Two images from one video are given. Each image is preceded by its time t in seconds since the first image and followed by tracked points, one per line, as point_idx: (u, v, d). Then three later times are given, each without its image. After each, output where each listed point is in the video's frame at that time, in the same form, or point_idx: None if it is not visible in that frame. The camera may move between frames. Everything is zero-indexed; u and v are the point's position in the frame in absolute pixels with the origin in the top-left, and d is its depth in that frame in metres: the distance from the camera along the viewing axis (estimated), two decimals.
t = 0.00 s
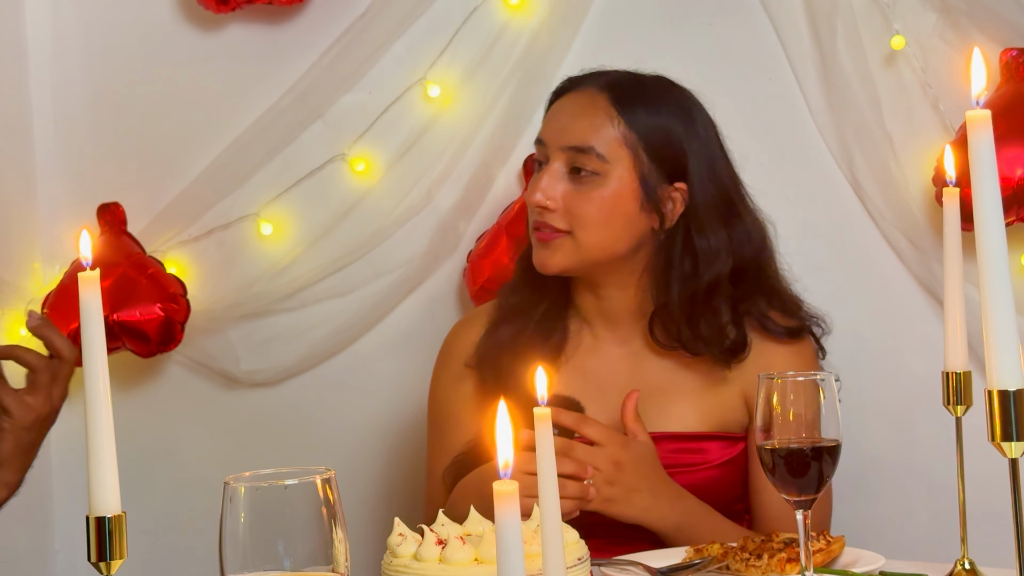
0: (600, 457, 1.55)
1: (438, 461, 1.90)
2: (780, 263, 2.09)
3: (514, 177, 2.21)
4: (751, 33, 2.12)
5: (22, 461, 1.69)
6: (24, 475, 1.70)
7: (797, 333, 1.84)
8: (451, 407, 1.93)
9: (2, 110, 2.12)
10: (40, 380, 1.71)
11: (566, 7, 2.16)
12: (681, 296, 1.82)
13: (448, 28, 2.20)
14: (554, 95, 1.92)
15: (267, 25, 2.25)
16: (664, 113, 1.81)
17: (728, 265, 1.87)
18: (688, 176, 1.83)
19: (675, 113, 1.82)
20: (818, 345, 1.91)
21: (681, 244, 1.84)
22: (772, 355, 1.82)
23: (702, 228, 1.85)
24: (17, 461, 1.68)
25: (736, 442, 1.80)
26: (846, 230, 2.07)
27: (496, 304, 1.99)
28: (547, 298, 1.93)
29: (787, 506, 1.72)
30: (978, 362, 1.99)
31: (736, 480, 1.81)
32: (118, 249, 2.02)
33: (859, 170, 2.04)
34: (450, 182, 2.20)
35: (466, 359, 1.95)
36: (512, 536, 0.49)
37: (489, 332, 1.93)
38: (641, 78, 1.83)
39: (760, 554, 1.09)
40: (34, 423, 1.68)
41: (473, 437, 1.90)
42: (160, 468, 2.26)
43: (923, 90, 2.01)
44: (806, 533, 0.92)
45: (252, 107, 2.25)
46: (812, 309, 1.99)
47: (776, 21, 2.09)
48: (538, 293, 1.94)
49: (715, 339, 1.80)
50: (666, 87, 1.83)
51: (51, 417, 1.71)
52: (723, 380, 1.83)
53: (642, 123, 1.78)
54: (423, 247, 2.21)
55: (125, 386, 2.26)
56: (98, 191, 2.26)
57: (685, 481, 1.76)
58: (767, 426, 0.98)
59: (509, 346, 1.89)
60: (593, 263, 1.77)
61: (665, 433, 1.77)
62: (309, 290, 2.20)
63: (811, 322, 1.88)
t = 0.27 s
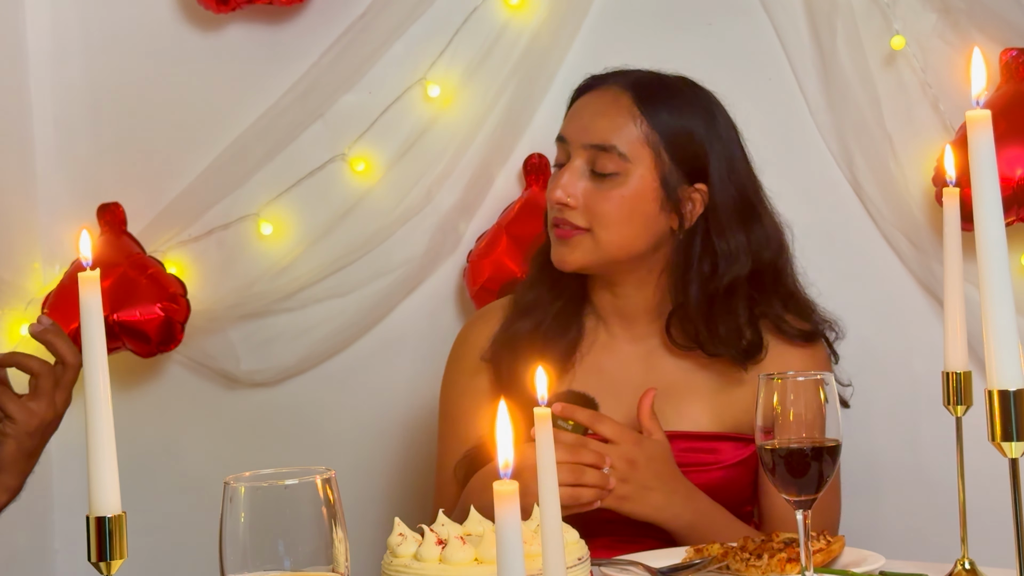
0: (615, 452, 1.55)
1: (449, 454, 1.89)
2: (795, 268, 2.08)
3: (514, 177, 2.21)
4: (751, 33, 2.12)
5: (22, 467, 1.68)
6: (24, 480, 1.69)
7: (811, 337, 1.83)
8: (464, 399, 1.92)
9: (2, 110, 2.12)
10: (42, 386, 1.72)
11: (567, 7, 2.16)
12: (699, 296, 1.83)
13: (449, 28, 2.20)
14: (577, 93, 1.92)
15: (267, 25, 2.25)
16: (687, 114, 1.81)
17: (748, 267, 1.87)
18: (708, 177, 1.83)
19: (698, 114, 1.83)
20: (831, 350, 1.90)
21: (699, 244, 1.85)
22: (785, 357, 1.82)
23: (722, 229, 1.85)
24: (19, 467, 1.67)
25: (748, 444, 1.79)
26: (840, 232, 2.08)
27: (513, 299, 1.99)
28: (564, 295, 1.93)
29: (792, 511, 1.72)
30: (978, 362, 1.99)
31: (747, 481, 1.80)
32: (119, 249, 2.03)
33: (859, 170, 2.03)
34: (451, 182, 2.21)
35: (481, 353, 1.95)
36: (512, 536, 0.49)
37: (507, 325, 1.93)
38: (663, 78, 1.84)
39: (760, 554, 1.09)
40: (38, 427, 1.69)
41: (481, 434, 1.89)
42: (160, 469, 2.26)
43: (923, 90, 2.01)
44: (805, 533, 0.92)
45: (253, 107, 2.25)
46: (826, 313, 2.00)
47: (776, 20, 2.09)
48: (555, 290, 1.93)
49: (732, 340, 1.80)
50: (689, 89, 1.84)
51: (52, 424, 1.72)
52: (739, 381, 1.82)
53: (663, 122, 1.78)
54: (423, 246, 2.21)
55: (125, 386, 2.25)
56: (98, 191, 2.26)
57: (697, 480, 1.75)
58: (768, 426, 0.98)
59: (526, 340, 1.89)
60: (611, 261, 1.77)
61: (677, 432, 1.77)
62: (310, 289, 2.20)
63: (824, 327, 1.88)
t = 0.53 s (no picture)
0: (619, 452, 1.54)
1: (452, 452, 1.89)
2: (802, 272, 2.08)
3: (514, 177, 2.21)
4: (751, 33, 2.12)
5: (21, 467, 1.67)
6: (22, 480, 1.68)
7: (815, 338, 1.83)
8: (466, 397, 1.92)
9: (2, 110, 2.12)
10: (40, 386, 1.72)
11: (567, 7, 2.16)
12: (705, 298, 1.82)
13: (449, 28, 2.20)
14: (582, 94, 1.92)
15: (267, 25, 2.25)
16: (693, 115, 1.81)
17: (753, 268, 1.87)
18: (713, 179, 1.83)
19: (703, 116, 1.83)
20: (834, 351, 1.91)
21: (704, 246, 1.85)
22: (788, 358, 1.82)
23: (727, 231, 1.85)
24: (18, 467, 1.67)
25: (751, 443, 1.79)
26: (834, 231, 2.08)
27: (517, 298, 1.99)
28: (570, 295, 1.93)
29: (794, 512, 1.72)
30: (979, 362, 1.99)
31: (749, 481, 1.80)
32: (119, 249, 2.03)
33: (859, 170, 2.03)
34: (451, 182, 2.21)
35: (485, 351, 1.94)
36: (512, 536, 0.49)
37: (512, 323, 1.93)
38: (669, 80, 1.84)
39: (760, 554, 1.09)
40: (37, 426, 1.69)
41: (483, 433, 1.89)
42: (159, 468, 2.26)
43: (923, 90, 2.01)
44: (805, 533, 0.92)
45: (253, 107, 2.25)
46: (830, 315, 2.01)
47: (776, 20, 2.09)
48: (560, 289, 1.93)
49: (738, 340, 1.80)
50: (696, 90, 1.84)
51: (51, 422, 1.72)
52: (743, 381, 1.83)
53: (669, 124, 1.79)
54: (423, 246, 2.21)
55: (125, 386, 2.25)
56: (98, 191, 2.26)
57: (700, 480, 1.75)
58: (768, 426, 0.98)
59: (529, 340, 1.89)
60: (615, 263, 1.76)
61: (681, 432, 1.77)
62: (310, 289, 2.20)
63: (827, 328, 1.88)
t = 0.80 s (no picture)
0: (610, 448, 1.55)
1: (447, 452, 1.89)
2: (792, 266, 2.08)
3: (514, 176, 2.21)
4: (751, 33, 2.12)
5: (21, 466, 1.67)
6: (23, 479, 1.68)
7: (810, 337, 1.84)
8: (462, 398, 1.92)
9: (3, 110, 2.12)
10: (43, 385, 1.73)
11: (567, 7, 2.17)
12: (698, 298, 1.83)
13: (448, 28, 2.20)
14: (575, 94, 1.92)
15: (267, 25, 2.25)
16: (685, 116, 1.81)
17: (747, 268, 1.87)
18: (706, 179, 1.83)
19: (696, 116, 1.83)
20: (828, 349, 1.92)
21: (698, 246, 1.85)
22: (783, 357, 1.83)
23: (720, 231, 1.86)
24: (18, 466, 1.66)
25: (746, 442, 1.79)
26: (833, 229, 2.08)
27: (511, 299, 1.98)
28: (563, 296, 1.92)
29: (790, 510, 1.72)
30: (978, 362, 1.99)
31: (745, 480, 1.80)
32: (119, 249, 2.03)
33: (859, 171, 2.03)
34: (451, 182, 2.21)
35: (480, 352, 1.94)
36: (512, 535, 0.49)
37: (506, 324, 1.92)
38: (662, 79, 1.83)
39: (760, 554, 1.09)
40: (39, 427, 1.69)
41: (481, 432, 1.89)
42: (159, 468, 2.26)
43: (923, 90, 2.01)
44: (805, 533, 0.92)
45: (253, 107, 2.25)
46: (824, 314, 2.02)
47: (776, 20, 2.09)
48: (554, 290, 1.92)
49: (732, 340, 1.80)
50: (688, 90, 1.84)
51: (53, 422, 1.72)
52: (737, 380, 1.83)
53: (661, 125, 1.79)
54: (423, 246, 2.21)
55: (125, 386, 2.25)
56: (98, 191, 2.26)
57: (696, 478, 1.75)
58: (767, 426, 0.98)
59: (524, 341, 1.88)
60: (609, 265, 1.77)
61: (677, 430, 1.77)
62: (310, 289, 2.20)
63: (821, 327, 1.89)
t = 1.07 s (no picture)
0: (603, 448, 1.55)
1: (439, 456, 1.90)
2: (781, 266, 2.08)
3: (514, 176, 2.21)
4: (751, 33, 2.12)
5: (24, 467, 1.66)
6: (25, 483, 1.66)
7: (798, 334, 1.84)
8: (454, 402, 1.93)
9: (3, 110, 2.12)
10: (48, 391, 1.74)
11: (567, 7, 2.17)
12: (685, 298, 1.83)
13: (448, 28, 2.20)
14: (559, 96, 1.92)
15: (267, 25, 2.25)
16: (669, 116, 1.81)
17: (734, 267, 1.87)
18: (691, 179, 1.83)
19: (679, 116, 1.82)
20: (817, 346, 1.90)
21: (684, 245, 1.84)
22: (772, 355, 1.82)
23: (706, 230, 1.85)
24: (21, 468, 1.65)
25: (736, 440, 1.79)
26: (836, 229, 2.08)
27: (500, 302, 1.99)
28: (552, 297, 1.92)
29: (784, 508, 1.72)
30: (978, 362, 1.99)
31: (736, 478, 1.80)
32: (119, 249, 2.03)
33: (859, 171, 2.03)
34: (450, 182, 2.21)
35: (470, 356, 1.95)
36: (512, 535, 0.49)
37: (495, 328, 1.93)
38: (644, 80, 1.84)
39: (760, 554, 1.09)
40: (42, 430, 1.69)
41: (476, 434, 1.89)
42: (159, 468, 2.26)
43: (923, 90, 2.01)
44: (805, 533, 0.92)
45: (253, 107, 2.25)
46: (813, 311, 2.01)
47: (776, 20, 2.09)
48: (543, 291, 1.93)
49: (720, 339, 1.79)
50: (670, 90, 1.84)
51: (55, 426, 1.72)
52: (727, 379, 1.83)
53: (644, 125, 1.78)
54: (422, 246, 2.21)
55: (125, 386, 2.25)
56: (98, 191, 2.26)
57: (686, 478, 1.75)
58: (766, 426, 0.98)
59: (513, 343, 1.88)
60: (596, 266, 1.77)
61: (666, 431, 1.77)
62: (309, 289, 2.19)
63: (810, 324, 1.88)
